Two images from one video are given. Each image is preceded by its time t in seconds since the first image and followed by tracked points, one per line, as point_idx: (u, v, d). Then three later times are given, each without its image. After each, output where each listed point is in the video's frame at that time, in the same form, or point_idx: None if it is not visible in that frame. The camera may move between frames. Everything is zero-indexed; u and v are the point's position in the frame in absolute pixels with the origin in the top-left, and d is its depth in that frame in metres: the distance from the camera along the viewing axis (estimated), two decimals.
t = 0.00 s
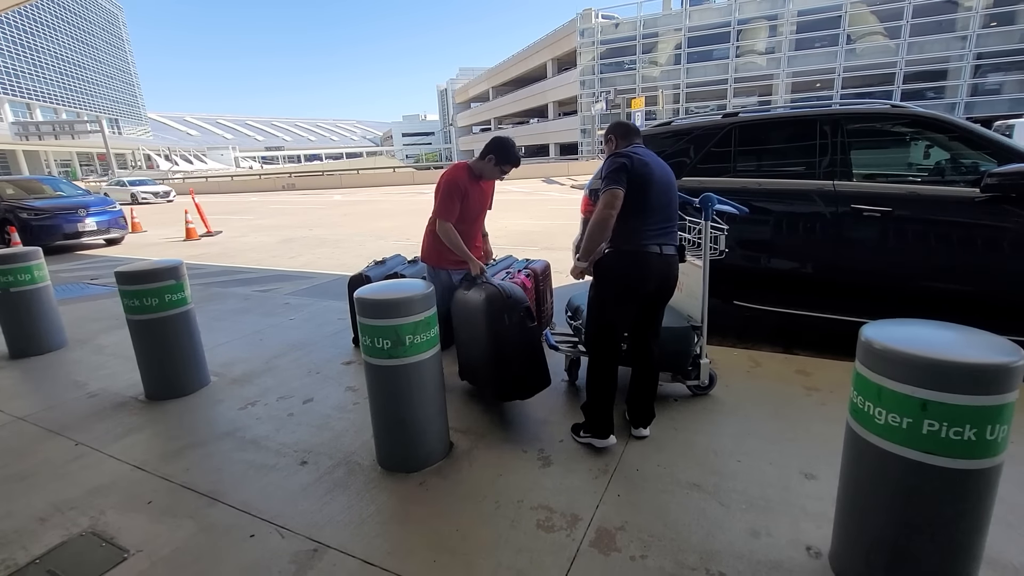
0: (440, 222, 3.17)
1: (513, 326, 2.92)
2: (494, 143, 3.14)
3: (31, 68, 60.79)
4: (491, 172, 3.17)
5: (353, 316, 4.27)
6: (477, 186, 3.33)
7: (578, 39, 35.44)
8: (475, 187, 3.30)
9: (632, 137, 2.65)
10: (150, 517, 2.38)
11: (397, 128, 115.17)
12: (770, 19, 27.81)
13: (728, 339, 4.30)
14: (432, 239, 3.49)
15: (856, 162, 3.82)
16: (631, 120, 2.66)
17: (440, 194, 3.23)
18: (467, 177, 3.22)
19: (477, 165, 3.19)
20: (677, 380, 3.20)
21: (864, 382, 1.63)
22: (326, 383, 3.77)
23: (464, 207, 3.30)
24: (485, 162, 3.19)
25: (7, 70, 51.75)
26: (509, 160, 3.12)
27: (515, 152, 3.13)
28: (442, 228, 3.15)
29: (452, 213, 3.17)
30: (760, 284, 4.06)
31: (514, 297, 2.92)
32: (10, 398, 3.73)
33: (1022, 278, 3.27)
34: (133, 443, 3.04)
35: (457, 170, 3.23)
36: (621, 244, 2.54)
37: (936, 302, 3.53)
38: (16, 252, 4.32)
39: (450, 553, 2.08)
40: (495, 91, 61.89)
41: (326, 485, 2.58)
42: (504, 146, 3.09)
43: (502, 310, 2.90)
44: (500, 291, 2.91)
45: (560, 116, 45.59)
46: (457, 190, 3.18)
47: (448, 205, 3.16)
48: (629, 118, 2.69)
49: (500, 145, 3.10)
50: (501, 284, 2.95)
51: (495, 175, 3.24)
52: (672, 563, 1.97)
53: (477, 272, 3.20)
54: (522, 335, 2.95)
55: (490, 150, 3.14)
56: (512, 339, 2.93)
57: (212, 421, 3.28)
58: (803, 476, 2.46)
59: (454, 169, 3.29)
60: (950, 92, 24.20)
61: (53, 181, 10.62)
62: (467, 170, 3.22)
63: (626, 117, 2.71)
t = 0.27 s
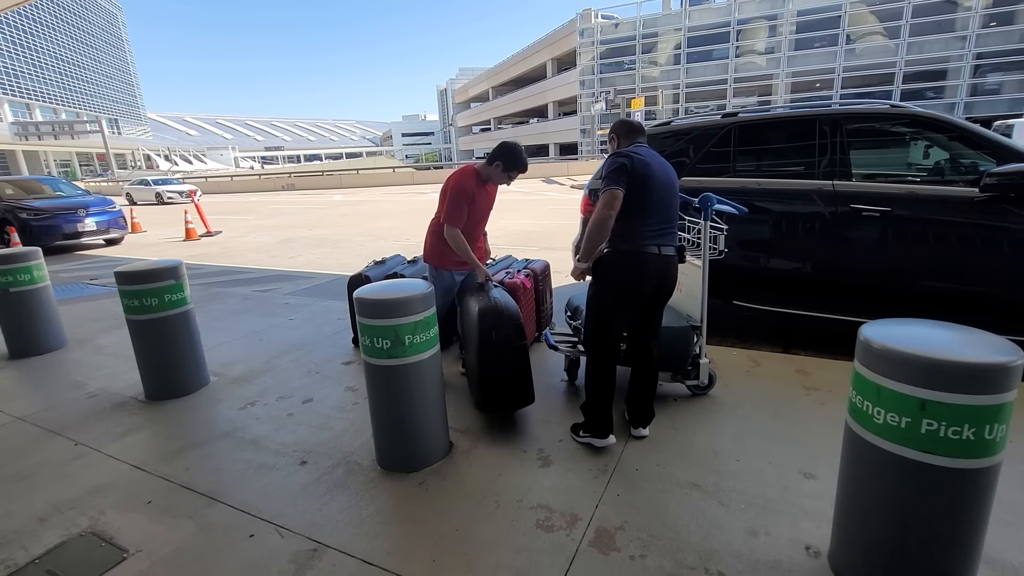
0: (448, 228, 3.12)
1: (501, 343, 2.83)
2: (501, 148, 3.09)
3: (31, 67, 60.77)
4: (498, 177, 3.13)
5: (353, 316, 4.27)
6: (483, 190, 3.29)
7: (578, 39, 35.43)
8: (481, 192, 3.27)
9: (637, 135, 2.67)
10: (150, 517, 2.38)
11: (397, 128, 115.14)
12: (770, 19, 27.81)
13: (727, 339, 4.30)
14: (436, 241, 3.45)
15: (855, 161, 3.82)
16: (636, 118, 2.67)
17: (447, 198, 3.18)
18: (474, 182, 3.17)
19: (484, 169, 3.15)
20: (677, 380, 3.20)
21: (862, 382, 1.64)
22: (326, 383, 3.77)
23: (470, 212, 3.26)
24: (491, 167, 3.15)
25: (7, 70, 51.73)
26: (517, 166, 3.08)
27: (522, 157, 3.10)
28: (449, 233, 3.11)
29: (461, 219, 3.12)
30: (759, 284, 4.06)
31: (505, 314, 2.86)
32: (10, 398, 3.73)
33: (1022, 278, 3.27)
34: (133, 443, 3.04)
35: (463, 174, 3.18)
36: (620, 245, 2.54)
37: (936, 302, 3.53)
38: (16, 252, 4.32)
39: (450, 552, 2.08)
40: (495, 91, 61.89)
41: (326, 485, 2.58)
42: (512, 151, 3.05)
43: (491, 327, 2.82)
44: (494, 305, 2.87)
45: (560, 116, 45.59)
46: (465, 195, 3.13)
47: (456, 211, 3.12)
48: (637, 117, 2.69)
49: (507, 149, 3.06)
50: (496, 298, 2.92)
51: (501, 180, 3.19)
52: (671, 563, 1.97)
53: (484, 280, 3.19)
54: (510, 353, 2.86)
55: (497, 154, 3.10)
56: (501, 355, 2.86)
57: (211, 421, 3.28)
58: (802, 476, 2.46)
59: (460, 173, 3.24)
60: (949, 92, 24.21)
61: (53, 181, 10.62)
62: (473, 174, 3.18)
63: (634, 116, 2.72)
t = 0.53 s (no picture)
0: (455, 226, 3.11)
1: (494, 340, 2.81)
2: (505, 144, 3.08)
3: (30, 67, 60.74)
4: (504, 171, 3.13)
5: (352, 316, 4.26)
6: (488, 187, 3.28)
7: (578, 39, 35.41)
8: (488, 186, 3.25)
9: (645, 138, 2.68)
10: (150, 517, 2.38)
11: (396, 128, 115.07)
12: (770, 19, 27.80)
13: (727, 339, 4.30)
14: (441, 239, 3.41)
15: (855, 161, 3.82)
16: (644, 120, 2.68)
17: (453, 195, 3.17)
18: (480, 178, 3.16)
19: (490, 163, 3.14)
20: (676, 380, 3.20)
21: (861, 381, 1.64)
22: (326, 383, 3.77)
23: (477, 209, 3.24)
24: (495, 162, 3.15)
25: (7, 70, 51.71)
26: (523, 160, 3.09)
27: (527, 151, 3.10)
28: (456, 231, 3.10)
29: (467, 216, 3.10)
30: (759, 284, 4.07)
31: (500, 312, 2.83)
32: (9, 398, 3.73)
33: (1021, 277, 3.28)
34: (132, 443, 3.04)
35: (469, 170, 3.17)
36: (616, 244, 2.55)
37: (935, 302, 3.53)
38: (15, 253, 4.32)
39: (449, 552, 2.08)
40: (494, 91, 61.88)
41: (325, 485, 2.58)
42: (518, 144, 3.05)
43: (484, 323, 2.81)
44: (490, 301, 2.85)
45: (560, 115, 45.58)
46: (471, 191, 3.12)
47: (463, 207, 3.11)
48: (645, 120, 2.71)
49: (513, 143, 3.05)
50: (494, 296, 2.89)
51: (506, 176, 3.19)
52: (671, 562, 1.97)
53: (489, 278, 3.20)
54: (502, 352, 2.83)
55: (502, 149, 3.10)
56: (493, 355, 2.83)
57: (211, 421, 3.28)
58: (802, 476, 2.46)
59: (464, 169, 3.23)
60: (949, 92, 24.21)
61: (52, 181, 10.61)
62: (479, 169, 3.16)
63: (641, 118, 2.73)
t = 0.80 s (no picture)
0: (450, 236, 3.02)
1: (493, 360, 2.78)
2: (500, 150, 2.99)
3: (31, 68, 60.76)
4: (500, 180, 3.05)
5: (352, 316, 4.26)
6: (483, 194, 3.19)
7: (578, 39, 35.41)
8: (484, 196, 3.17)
9: (649, 139, 2.70)
10: (149, 517, 2.38)
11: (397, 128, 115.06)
12: (770, 19, 27.80)
13: (727, 339, 4.30)
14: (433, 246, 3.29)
15: (855, 161, 3.82)
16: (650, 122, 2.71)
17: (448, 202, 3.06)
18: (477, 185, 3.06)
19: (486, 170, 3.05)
20: (676, 380, 3.20)
21: (862, 382, 1.64)
22: (325, 383, 3.77)
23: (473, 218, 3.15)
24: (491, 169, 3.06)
25: (7, 70, 51.70)
26: (519, 167, 3.02)
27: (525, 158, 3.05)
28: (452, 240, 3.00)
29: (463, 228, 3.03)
30: (759, 284, 4.07)
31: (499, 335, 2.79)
32: (9, 398, 3.73)
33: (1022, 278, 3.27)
34: (132, 443, 3.04)
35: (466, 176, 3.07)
36: (611, 243, 2.56)
37: (935, 302, 3.53)
38: (15, 253, 4.32)
39: (450, 553, 2.08)
40: (495, 91, 61.89)
41: (325, 485, 2.57)
42: (516, 150, 2.99)
43: (482, 342, 2.78)
44: (489, 321, 2.80)
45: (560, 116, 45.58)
46: (467, 202, 3.04)
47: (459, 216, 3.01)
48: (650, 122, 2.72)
49: (510, 149, 2.99)
50: (492, 314, 2.86)
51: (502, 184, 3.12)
52: (671, 562, 1.97)
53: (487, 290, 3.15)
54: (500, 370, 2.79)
55: (498, 154, 3.01)
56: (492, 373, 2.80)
57: (210, 421, 3.28)
58: (802, 476, 2.46)
59: (459, 175, 3.13)
60: (949, 92, 24.21)
61: (53, 181, 10.62)
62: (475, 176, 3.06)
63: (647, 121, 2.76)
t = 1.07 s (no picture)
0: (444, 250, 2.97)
1: (494, 369, 2.77)
2: (487, 156, 2.90)
3: (31, 68, 60.78)
4: (491, 188, 2.98)
5: (353, 316, 4.27)
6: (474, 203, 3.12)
7: (578, 39, 35.41)
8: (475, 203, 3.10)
9: (647, 138, 2.68)
10: (149, 517, 2.38)
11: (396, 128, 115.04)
12: (770, 19, 27.80)
13: (727, 339, 4.30)
14: (423, 256, 3.21)
15: (855, 162, 3.82)
16: (648, 120, 2.69)
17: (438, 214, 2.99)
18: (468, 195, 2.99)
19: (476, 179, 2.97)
20: (676, 380, 3.20)
21: (862, 382, 1.64)
22: (325, 383, 3.76)
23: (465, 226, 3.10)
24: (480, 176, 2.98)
25: (6, 70, 51.67)
26: (508, 173, 2.96)
27: (515, 162, 2.98)
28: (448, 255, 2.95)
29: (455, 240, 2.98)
30: (759, 284, 4.07)
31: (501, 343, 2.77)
32: (9, 398, 3.72)
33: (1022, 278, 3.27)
34: (132, 443, 3.04)
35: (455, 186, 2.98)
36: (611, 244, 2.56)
37: (935, 302, 3.53)
38: (16, 252, 4.32)
39: (449, 552, 2.08)
40: (495, 91, 61.93)
41: (325, 485, 2.57)
42: (506, 156, 2.91)
43: (484, 353, 2.76)
44: (490, 330, 2.78)
45: (560, 116, 45.57)
46: (458, 215, 2.97)
47: (453, 228, 2.96)
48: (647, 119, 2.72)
49: (498, 156, 2.90)
50: (492, 323, 2.84)
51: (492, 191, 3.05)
52: (671, 562, 1.97)
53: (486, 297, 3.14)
54: (503, 377, 2.78)
55: (486, 161, 2.92)
56: (494, 382, 2.78)
57: (210, 421, 3.28)
58: (802, 476, 2.46)
59: (448, 183, 3.03)
60: (949, 92, 24.21)
61: (53, 181, 10.62)
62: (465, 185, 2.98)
63: (644, 118, 2.75)
